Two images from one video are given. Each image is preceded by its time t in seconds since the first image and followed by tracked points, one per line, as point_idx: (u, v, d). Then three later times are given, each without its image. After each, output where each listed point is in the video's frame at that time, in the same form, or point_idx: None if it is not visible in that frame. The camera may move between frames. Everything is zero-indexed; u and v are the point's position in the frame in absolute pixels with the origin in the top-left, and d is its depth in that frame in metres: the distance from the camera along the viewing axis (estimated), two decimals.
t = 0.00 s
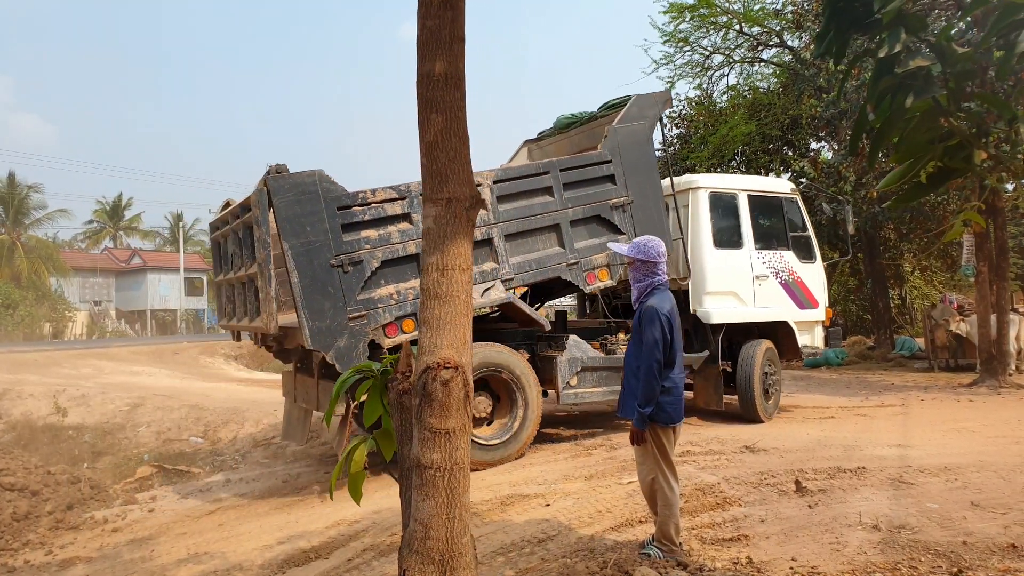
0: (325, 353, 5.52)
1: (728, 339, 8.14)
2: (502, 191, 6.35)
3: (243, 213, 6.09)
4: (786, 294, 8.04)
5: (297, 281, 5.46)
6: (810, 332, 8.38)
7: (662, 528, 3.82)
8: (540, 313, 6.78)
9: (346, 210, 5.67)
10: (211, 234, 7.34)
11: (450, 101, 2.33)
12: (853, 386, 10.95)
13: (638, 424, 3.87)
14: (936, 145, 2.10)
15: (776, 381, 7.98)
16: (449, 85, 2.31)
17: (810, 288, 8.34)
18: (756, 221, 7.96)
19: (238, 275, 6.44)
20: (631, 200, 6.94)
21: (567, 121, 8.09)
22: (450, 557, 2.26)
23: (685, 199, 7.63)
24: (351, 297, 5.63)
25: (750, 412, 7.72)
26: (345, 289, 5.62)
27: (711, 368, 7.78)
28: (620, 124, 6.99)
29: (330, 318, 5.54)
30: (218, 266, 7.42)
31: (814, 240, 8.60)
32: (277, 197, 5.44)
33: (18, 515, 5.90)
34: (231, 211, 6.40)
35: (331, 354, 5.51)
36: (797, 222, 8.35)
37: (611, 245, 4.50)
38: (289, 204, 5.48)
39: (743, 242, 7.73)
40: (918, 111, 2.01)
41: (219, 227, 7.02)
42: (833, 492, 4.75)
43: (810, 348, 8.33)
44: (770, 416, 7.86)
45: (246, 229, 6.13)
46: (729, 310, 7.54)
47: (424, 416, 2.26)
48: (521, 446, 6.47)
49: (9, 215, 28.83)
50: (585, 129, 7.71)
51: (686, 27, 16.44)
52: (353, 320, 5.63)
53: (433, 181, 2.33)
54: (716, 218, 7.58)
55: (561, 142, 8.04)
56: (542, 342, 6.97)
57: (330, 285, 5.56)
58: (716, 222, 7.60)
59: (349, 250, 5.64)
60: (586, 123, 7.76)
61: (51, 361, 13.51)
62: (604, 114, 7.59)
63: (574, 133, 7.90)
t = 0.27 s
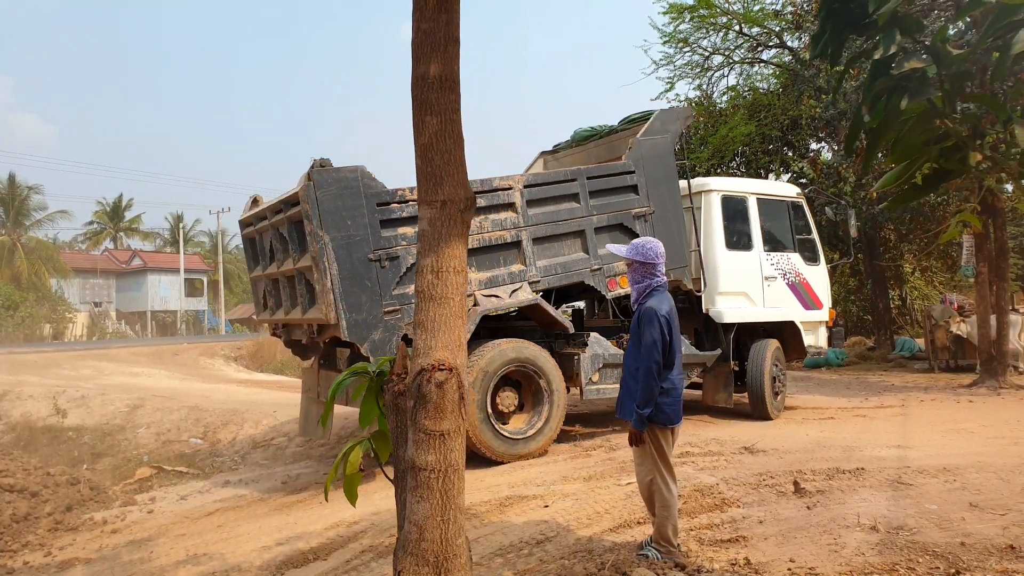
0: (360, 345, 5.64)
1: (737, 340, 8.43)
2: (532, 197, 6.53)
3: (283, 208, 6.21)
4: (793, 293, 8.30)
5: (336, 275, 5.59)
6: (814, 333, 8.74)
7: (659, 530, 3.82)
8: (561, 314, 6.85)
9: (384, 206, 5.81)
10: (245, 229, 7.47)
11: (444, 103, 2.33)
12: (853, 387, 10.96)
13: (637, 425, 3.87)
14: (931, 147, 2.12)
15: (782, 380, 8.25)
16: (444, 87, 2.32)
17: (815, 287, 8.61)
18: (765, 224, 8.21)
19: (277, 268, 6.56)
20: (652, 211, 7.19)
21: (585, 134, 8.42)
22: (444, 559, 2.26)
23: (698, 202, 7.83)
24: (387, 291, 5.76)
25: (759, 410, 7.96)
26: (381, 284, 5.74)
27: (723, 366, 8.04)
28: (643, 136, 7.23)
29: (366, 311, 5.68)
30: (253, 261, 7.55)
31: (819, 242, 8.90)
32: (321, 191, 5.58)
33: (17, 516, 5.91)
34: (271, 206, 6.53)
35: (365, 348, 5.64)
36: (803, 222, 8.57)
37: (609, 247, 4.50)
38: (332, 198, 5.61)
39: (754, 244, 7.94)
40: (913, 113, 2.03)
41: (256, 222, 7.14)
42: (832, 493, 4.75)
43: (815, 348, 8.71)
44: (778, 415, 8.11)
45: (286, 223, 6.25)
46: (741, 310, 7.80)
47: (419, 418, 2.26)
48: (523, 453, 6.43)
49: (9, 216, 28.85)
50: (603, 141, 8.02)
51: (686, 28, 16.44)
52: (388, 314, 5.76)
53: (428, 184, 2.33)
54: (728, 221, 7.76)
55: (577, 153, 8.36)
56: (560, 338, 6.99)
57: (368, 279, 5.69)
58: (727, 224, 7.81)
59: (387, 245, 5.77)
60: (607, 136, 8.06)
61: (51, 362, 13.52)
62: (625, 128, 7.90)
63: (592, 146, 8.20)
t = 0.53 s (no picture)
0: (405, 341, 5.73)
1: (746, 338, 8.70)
2: (567, 203, 6.84)
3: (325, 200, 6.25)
4: (798, 297, 8.71)
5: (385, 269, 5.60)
6: (816, 334, 9.16)
7: (656, 530, 3.83)
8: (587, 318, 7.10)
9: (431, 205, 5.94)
10: (273, 221, 7.52)
11: (439, 106, 2.35)
12: (852, 388, 10.98)
13: (635, 425, 3.88)
14: (925, 149, 2.12)
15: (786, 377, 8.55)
16: (439, 91, 2.33)
17: (816, 290, 9.04)
18: (773, 230, 8.59)
19: (311, 261, 6.61)
20: (676, 224, 7.60)
21: (605, 148, 8.65)
22: (439, 559, 2.27)
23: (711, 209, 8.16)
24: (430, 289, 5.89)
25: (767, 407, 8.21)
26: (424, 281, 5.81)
27: (733, 364, 8.38)
28: (670, 152, 7.65)
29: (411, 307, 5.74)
30: (278, 254, 7.60)
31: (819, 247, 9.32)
32: (375, 186, 5.62)
33: (16, 516, 5.92)
34: (311, 198, 6.58)
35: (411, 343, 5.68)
36: (807, 228, 8.95)
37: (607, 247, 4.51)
38: (385, 194, 5.66)
39: (763, 249, 8.32)
40: (906, 116, 2.03)
41: (287, 214, 7.20)
42: (829, 493, 4.76)
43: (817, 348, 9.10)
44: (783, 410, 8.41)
45: (326, 215, 6.29)
46: (752, 311, 8.17)
47: (414, 419, 2.27)
48: (527, 442, 6.44)
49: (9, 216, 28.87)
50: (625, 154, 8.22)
51: (686, 29, 16.45)
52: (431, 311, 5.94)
53: (423, 187, 2.35)
54: (740, 226, 8.11)
55: (596, 165, 8.55)
56: (582, 339, 7.13)
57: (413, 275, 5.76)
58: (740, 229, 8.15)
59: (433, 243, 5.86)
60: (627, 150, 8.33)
61: (50, 362, 13.53)
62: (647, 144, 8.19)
63: (612, 159, 8.40)
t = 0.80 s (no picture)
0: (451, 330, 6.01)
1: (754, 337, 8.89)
2: (601, 209, 7.11)
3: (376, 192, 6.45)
4: (801, 298, 8.94)
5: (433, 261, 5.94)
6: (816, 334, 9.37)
7: (655, 530, 3.83)
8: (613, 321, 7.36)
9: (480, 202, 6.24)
10: (307, 214, 7.56)
11: (437, 105, 2.35)
12: (850, 387, 11.00)
13: (633, 425, 3.88)
14: (922, 149, 2.12)
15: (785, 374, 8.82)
16: (437, 89, 2.33)
17: (817, 292, 9.29)
18: (780, 235, 8.86)
19: (355, 253, 6.71)
20: (699, 236, 7.80)
21: (624, 160, 8.73)
22: (437, 559, 2.27)
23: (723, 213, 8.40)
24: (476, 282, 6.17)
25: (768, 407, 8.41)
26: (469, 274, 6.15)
27: (744, 363, 8.49)
28: (695, 165, 7.89)
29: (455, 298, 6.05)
30: (311, 246, 7.62)
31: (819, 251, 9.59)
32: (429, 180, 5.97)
33: (14, 517, 5.91)
34: (356, 190, 6.71)
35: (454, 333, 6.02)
36: (808, 234, 9.27)
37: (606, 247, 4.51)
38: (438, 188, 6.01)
39: (770, 252, 8.60)
40: (904, 116, 2.03)
41: (326, 206, 7.25)
42: (827, 493, 4.76)
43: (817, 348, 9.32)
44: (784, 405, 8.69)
45: (375, 208, 6.50)
46: (760, 313, 8.42)
47: (412, 418, 2.27)
48: (548, 411, 6.54)
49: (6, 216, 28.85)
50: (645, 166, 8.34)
51: (684, 29, 16.45)
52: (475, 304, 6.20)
53: (421, 186, 2.35)
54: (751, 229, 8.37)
55: (615, 176, 8.64)
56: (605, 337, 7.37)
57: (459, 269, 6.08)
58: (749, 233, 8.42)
59: (479, 238, 6.19)
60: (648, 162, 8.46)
61: (48, 362, 13.51)
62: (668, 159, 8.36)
63: (630, 170, 8.52)
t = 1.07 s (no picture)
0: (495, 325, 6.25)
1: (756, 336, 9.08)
2: (630, 217, 7.33)
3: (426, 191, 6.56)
4: (799, 299, 9.07)
5: (483, 258, 6.16)
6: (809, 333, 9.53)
7: (651, 529, 3.83)
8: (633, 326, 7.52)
9: (524, 203, 6.48)
10: (344, 211, 7.46)
11: (433, 103, 2.34)
12: (846, 387, 11.01)
13: (630, 424, 3.88)
14: (920, 148, 2.11)
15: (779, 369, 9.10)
16: (433, 87, 2.32)
17: (812, 294, 9.46)
18: (782, 239, 9.04)
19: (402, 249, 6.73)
20: (714, 248, 8.03)
21: (637, 174, 8.87)
22: (433, 558, 2.26)
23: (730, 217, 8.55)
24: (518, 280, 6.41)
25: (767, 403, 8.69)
26: (514, 272, 6.39)
27: (748, 361, 8.67)
28: (711, 181, 8.11)
29: (501, 295, 6.27)
30: (345, 243, 7.52)
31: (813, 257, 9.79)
32: (484, 180, 6.19)
33: (8, 517, 5.89)
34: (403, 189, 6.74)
35: (499, 328, 6.25)
36: (804, 239, 9.48)
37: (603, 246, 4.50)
38: (491, 188, 6.23)
39: (773, 255, 8.78)
40: (902, 115, 2.02)
41: (366, 203, 7.17)
42: (823, 492, 4.76)
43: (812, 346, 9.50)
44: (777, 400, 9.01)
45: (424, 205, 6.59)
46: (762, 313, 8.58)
47: (407, 418, 2.27)
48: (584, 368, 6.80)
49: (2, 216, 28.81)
50: (658, 179, 8.44)
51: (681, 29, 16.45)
52: (518, 301, 6.42)
53: (417, 184, 2.34)
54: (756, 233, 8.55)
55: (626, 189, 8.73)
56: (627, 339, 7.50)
57: (507, 267, 6.30)
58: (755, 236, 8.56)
59: (524, 238, 6.42)
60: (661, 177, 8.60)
61: (42, 362, 13.47)
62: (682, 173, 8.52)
63: (643, 182, 8.62)
